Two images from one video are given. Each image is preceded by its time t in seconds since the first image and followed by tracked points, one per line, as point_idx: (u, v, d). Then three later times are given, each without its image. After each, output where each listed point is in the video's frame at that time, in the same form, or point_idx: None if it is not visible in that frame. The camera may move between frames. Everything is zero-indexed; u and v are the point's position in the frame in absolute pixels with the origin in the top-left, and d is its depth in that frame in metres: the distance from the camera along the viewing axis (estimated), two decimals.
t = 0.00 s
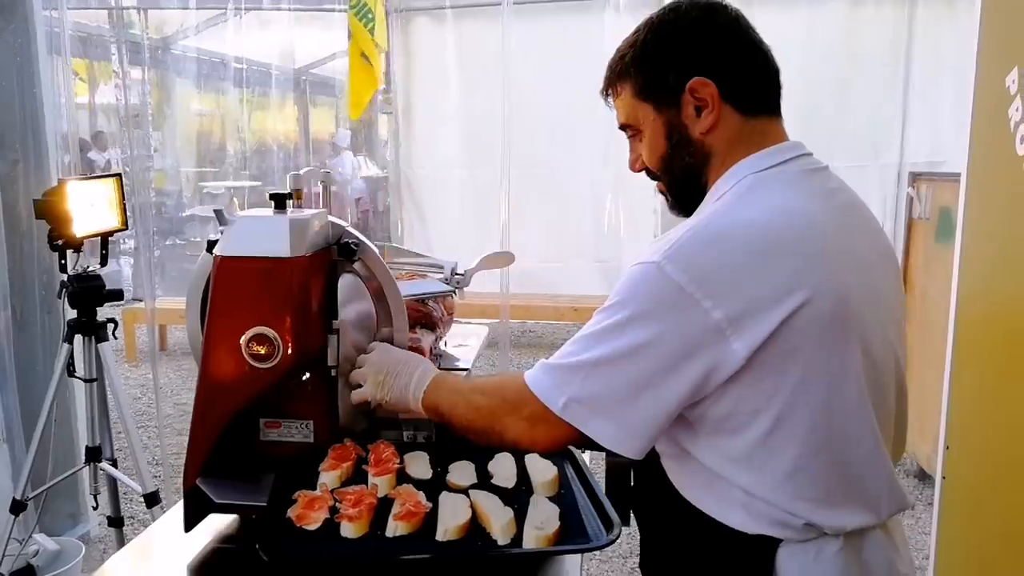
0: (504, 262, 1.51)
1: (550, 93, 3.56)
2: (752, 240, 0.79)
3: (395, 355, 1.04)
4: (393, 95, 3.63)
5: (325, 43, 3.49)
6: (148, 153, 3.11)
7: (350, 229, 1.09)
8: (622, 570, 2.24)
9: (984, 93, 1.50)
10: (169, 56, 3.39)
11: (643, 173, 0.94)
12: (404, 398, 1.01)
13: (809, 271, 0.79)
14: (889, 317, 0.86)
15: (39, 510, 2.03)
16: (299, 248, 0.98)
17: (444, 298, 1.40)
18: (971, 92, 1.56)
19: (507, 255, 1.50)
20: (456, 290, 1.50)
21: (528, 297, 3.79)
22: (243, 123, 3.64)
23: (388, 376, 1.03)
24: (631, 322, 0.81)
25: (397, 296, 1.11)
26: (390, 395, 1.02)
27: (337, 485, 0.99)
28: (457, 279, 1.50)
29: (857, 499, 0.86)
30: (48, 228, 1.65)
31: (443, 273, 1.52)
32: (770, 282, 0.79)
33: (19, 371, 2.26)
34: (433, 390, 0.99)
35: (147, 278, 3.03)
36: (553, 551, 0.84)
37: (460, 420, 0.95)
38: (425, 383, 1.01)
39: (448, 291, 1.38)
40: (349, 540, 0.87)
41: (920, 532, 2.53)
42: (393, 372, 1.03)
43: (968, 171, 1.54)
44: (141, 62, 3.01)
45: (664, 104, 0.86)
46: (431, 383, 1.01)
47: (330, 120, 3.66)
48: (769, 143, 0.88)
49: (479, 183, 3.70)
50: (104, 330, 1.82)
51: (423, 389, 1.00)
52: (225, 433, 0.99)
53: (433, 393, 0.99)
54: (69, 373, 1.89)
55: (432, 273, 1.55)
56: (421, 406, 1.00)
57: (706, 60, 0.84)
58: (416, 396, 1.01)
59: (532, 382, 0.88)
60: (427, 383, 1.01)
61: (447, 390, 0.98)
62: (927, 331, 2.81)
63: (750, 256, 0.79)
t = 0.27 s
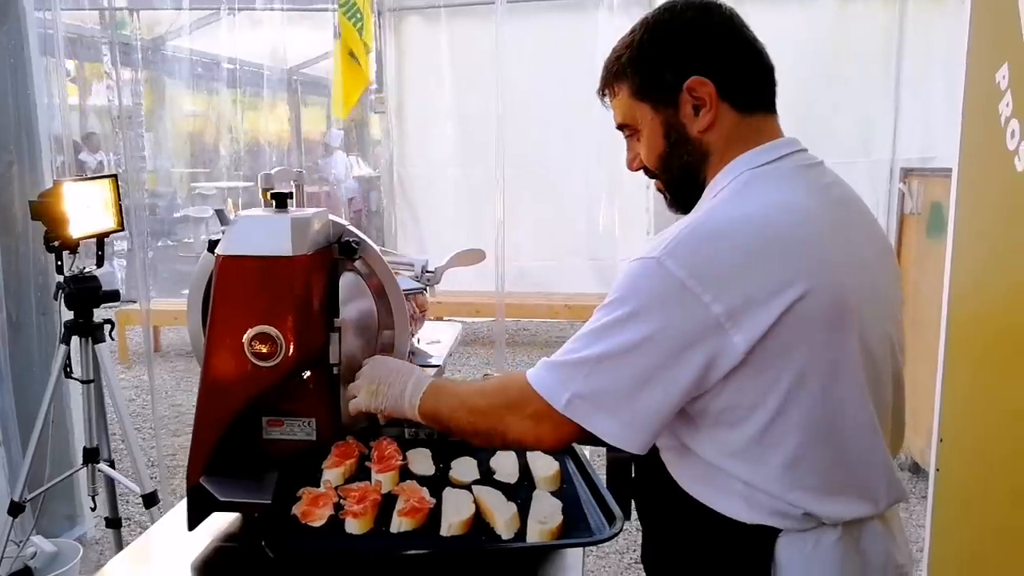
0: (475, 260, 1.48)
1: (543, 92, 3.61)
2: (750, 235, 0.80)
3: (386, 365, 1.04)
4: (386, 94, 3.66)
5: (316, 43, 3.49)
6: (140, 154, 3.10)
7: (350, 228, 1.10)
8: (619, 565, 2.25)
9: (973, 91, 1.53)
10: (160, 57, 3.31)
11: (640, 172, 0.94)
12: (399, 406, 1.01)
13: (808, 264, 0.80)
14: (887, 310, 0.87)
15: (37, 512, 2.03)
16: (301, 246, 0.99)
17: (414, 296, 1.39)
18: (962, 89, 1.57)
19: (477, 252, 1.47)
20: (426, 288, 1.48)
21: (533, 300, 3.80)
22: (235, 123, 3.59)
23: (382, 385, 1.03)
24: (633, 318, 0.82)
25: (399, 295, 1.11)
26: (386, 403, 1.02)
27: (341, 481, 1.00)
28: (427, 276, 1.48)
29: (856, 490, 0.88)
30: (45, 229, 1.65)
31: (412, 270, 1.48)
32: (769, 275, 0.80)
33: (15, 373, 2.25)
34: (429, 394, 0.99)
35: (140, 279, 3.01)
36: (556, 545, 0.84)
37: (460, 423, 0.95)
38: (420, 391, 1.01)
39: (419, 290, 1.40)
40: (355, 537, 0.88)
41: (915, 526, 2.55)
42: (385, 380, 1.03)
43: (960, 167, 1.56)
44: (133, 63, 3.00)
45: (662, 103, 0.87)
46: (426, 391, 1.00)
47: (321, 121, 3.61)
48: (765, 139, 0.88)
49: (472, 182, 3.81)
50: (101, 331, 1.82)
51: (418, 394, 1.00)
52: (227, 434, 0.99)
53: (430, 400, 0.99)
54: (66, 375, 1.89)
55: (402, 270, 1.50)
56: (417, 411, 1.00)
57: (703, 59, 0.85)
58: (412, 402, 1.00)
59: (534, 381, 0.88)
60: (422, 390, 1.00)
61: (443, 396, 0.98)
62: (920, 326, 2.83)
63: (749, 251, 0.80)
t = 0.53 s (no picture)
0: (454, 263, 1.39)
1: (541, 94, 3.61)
2: (758, 230, 0.80)
3: (396, 361, 1.03)
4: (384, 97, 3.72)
5: (312, 47, 3.55)
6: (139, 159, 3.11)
7: (351, 232, 1.10)
8: (620, 567, 2.25)
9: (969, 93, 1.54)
10: (158, 61, 3.27)
11: (638, 179, 0.95)
12: (403, 401, 0.99)
13: (815, 257, 0.81)
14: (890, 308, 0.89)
15: (40, 517, 2.04)
16: (303, 250, 0.99)
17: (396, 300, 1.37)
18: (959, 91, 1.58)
19: (455, 254, 1.37)
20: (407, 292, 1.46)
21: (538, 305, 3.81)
22: (235, 127, 3.57)
23: (387, 380, 1.01)
24: (650, 314, 0.80)
25: (399, 297, 1.12)
26: (389, 397, 1.00)
27: (344, 484, 1.00)
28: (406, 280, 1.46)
29: (862, 488, 0.88)
30: (47, 234, 1.65)
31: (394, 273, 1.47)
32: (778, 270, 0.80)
33: (16, 378, 2.26)
34: (439, 395, 0.96)
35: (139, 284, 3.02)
36: (559, 545, 0.85)
37: (469, 422, 0.91)
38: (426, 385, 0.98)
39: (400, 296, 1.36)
40: (358, 538, 0.89)
41: (915, 526, 2.56)
42: (390, 374, 1.01)
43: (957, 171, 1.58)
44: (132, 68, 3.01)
45: (659, 108, 0.87)
46: (433, 386, 0.97)
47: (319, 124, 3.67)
48: (762, 140, 0.90)
49: (471, 185, 3.81)
50: (103, 335, 1.82)
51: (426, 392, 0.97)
52: (230, 436, 1.00)
53: (436, 396, 0.96)
54: (68, 379, 1.89)
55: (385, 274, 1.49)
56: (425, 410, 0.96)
57: (698, 63, 0.85)
58: (417, 398, 0.98)
59: (552, 381, 0.86)
60: (428, 387, 0.98)
61: (455, 396, 0.95)
62: (918, 326, 2.84)
63: (758, 247, 0.80)
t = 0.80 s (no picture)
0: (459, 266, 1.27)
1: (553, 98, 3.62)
2: (795, 227, 0.76)
3: (427, 397, 0.93)
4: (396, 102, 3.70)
5: (324, 53, 3.53)
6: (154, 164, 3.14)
7: (366, 236, 1.11)
8: (635, 572, 2.24)
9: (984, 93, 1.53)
10: (171, 67, 3.36)
11: (647, 190, 0.93)
12: (438, 442, 0.89)
13: (850, 254, 0.77)
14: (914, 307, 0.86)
15: (56, 520, 2.06)
16: (319, 253, 1.00)
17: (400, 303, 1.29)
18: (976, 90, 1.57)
19: (459, 258, 1.25)
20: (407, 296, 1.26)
21: (545, 304, 3.78)
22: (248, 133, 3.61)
23: (417, 419, 0.92)
24: (705, 318, 0.72)
25: (415, 299, 1.13)
26: (422, 440, 0.91)
27: (360, 486, 1.01)
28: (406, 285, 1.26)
29: (891, 493, 0.85)
30: (65, 239, 1.67)
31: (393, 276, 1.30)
32: (814, 269, 0.75)
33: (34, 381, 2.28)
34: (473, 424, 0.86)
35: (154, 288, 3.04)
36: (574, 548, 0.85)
37: (514, 452, 0.81)
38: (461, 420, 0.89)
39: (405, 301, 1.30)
40: (374, 540, 0.89)
41: (932, 530, 2.54)
42: (421, 410, 0.92)
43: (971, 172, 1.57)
44: (146, 74, 3.03)
45: (670, 115, 0.85)
46: (470, 417, 0.87)
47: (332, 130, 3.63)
48: (774, 143, 0.89)
49: (483, 189, 3.82)
50: (120, 339, 1.84)
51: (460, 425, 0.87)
52: (247, 438, 1.00)
53: (473, 427, 0.86)
54: (85, 383, 1.90)
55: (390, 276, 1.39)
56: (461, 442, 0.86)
57: (708, 67, 0.84)
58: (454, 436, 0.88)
59: (604, 399, 0.76)
60: (464, 420, 0.88)
61: (494, 421, 0.85)
62: (932, 329, 2.83)
63: (789, 244, 0.75)
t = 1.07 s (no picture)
0: (470, 268, 1.22)
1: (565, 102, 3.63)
2: (823, 233, 0.75)
3: (452, 441, 0.92)
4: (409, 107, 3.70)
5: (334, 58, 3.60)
6: (167, 171, 3.16)
7: (379, 239, 1.12)
8: None
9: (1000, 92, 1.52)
10: (185, 74, 3.32)
11: (662, 195, 0.92)
12: (462, 484, 0.88)
13: (878, 258, 0.76)
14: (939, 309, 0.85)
15: (74, 523, 2.08)
16: (332, 257, 1.00)
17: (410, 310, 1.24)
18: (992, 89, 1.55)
19: (470, 261, 1.21)
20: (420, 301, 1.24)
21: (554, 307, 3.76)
22: (261, 139, 3.62)
23: (442, 461, 0.90)
24: (731, 330, 0.71)
25: (427, 302, 1.13)
26: (445, 482, 0.89)
27: (375, 489, 1.00)
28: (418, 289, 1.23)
29: (917, 500, 0.83)
30: (81, 244, 1.68)
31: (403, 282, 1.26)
32: (840, 276, 0.74)
33: (50, 385, 2.29)
34: (500, 464, 0.85)
35: (168, 294, 3.05)
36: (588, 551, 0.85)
37: (544, 486, 0.80)
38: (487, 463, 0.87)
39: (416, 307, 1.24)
40: (389, 543, 0.89)
41: (952, 535, 2.51)
42: (447, 451, 0.91)
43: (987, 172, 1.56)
44: (160, 81, 3.06)
45: (685, 118, 0.84)
46: (496, 459, 0.86)
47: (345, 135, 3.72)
48: (791, 146, 0.88)
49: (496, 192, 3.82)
50: (136, 344, 1.85)
51: (487, 466, 0.86)
52: (262, 441, 1.01)
53: (501, 466, 0.85)
54: (101, 388, 1.92)
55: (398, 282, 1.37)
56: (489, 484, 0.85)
57: (723, 69, 0.83)
58: (479, 480, 0.87)
59: (633, 422, 0.75)
60: (490, 462, 0.87)
61: (521, 457, 0.84)
62: (949, 332, 2.81)
63: (813, 250, 0.74)
